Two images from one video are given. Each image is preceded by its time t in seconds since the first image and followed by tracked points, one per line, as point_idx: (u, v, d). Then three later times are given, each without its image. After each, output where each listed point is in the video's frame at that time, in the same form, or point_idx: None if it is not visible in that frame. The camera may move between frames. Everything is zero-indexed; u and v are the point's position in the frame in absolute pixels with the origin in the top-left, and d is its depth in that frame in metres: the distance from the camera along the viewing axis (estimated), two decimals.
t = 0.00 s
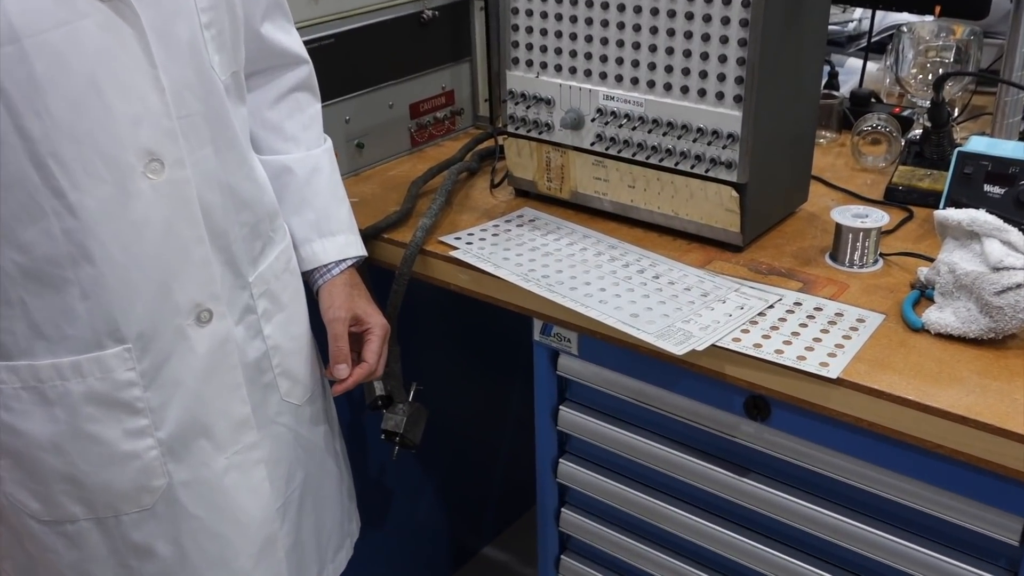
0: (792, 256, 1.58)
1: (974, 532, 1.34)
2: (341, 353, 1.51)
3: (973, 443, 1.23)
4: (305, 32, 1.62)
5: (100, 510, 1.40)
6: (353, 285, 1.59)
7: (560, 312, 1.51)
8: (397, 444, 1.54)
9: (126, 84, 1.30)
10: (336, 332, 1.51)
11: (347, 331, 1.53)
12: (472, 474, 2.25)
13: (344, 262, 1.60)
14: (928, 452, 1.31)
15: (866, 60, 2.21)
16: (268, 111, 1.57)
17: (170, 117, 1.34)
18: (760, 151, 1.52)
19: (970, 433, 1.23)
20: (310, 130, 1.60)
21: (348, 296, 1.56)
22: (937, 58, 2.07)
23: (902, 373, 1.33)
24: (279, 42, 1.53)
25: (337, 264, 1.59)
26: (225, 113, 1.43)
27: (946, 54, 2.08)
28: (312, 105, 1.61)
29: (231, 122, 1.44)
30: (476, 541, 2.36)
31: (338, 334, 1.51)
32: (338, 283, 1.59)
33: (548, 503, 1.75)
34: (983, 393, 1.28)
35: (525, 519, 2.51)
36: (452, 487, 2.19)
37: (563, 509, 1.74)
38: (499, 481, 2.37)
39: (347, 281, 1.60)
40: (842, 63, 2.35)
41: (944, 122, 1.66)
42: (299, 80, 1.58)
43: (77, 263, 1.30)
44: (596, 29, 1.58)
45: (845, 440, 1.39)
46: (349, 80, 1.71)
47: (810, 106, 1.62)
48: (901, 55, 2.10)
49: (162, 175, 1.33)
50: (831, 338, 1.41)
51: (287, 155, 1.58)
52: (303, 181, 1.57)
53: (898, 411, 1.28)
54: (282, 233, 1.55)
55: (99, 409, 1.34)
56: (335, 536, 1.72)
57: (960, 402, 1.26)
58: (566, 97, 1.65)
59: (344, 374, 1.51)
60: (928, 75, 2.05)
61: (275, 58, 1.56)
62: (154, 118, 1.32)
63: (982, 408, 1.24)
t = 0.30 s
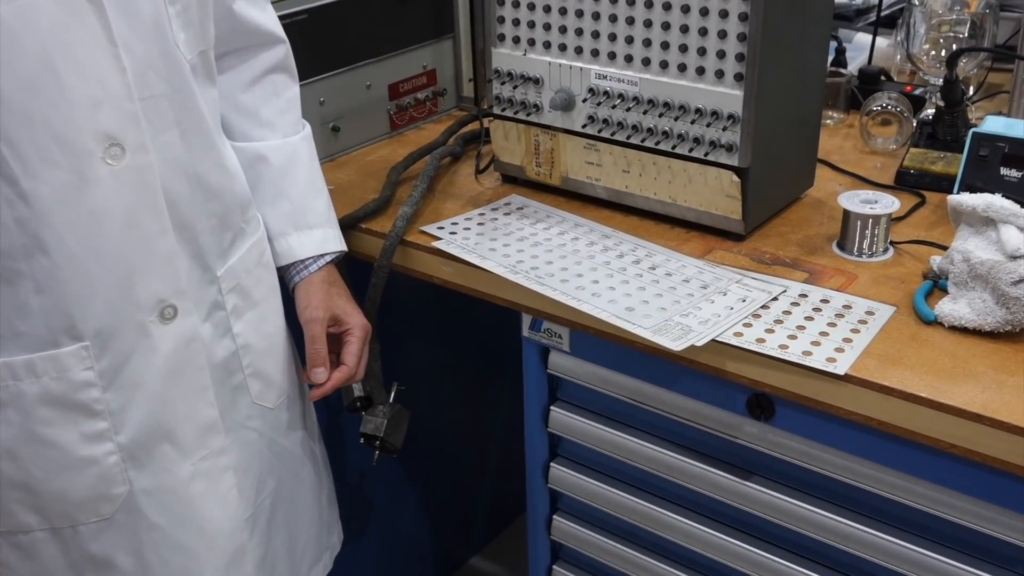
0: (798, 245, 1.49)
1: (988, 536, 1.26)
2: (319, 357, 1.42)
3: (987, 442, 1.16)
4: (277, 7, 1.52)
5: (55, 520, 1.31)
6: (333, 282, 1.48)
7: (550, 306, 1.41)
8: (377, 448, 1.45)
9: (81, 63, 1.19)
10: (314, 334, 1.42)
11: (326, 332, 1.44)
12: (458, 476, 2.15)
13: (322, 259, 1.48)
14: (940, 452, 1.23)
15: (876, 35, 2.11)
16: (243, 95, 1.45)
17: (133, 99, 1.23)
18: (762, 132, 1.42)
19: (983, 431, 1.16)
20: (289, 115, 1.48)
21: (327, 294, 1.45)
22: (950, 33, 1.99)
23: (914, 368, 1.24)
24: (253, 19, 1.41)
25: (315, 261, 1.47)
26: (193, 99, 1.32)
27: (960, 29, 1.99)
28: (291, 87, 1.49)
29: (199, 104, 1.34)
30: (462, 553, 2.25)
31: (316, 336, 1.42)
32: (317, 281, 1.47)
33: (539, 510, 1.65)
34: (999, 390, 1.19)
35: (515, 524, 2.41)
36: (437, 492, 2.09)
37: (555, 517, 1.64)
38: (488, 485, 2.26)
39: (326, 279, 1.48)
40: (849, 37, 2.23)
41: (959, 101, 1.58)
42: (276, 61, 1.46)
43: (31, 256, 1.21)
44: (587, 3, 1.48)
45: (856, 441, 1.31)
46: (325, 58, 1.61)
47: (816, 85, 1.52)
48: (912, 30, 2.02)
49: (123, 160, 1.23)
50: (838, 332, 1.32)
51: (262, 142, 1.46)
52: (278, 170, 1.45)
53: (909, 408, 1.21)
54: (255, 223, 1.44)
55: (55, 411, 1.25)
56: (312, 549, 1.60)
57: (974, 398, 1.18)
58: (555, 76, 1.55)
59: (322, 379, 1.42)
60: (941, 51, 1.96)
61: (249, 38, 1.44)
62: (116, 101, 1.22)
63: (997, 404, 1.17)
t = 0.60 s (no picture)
0: (798, 241, 1.40)
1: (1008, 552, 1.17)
2: (289, 366, 1.33)
3: (1000, 448, 1.09)
4: None
5: (4, 540, 1.22)
6: (306, 284, 1.37)
7: (534, 307, 1.33)
8: (350, 461, 1.35)
9: (28, 45, 1.10)
10: (284, 342, 1.33)
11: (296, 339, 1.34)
12: (441, 485, 2.06)
13: (292, 262, 1.36)
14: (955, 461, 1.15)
15: (879, 18, 2.02)
16: (207, 85, 1.33)
17: (85, 87, 1.14)
18: (759, 121, 1.34)
19: (995, 437, 1.08)
20: (257, 106, 1.36)
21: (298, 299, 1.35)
22: (957, 14, 1.91)
23: (921, 370, 1.16)
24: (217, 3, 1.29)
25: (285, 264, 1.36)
26: (152, 89, 1.23)
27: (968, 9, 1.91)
28: (259, 77, 1.37)
29: (159, 95, 1.24)
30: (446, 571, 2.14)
31: (286, 344, 1.32)
32: (289, 286, 1.35)
33: (525, 525, 1.56)
34: (1012, 393, 1.11)
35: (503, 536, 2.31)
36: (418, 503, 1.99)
37: (541, 534, 1.55)
38: (473, 496, 2.16)
39: (298, 282, 1.37)
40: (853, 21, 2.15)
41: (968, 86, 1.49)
42: (243, 48, 1.34)
43: None
44: None
45: (863, 450, 1.22)
46: (292, 44, 1.51)
47: (816, 70, 1.43)
48: (917, 11, 1.92)
49: (76, 153, 1.13)
50: (841, 333, 1.24)
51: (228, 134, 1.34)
52: (245, 167, 1.34)
53: (917, 415, 1.13)
54: (219, 221, 1.32)
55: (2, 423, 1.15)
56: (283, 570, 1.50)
57: (986, 403, 1.10)
58: (538, 62, 1.45)
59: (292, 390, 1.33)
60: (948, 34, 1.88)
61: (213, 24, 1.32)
62: (66, 89, 1.12)
63: (1011, 409, 1.09)
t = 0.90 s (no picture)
0: (795, 239, 1.32)
1: None
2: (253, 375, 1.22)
3: (1004, 455, 1.02)
4: None
5: None
6: (272, 287, 1.27)
7: (515, 312, 1.25)
8: (320, 478, 1.27)
9: None
10: (247, 349, 1.22)
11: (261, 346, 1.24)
12: (421, 496, 1.97)
13: (255, 262, 1.26)
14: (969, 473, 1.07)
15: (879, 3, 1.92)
16: (163, 76, 1.23)
17: (35, 78, 1.06)
18: (753, 113, 1.26)
19: (1001, 445, 1.02)
20: (217, 99, 1.26)
21: (263, 303, 1.24)
22: None
23: (925, 376, 1.09)
24: None
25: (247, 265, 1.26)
26: (105, 80, 1.13)
27: None
28: (219, 67, 1.28)
29: (113, 87, 1.15)
30: None
31: (250, 352, 1.22)
32: (253, 287, 1.26)
33: (507, 544, 1.48)
34: (1022, 400, 1.04)
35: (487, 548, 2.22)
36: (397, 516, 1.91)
37: (525, 553, 1.46)
38: (456, 509, 2.07)
39: (262, 284, 1.27)
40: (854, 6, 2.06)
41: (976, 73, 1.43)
42: (201, 37, 1.25)
43: None
44: None
45: (867, 462, 1.15)
46: (255, 33, 1.43)
47: (813, 58, 1.35)
48: None
49: (25, 150, 1.05)
50: (840, 338, 1.16)
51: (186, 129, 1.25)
52: (205, 164, 1.24)
53: (922, 423, 1.06)
54: (177, 222, 1.23)
55: None
56: None
57: (993, 410, 1.03)
58: (517, 51, 1.37)
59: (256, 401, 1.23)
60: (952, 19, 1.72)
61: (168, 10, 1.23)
62: (13, 80, 1.04)
63: (1020, 417, 1.02)
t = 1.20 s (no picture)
0: (798, 238, 1.24)
1: None
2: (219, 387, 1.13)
3: None
4: None
5: None
6: (240, 292, 1.18)
7: (500, 315, 1.17)
8: (292, 495, 1.19)
9: None
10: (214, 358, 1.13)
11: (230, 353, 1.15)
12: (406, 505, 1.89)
13: (221, 263, 1.17)
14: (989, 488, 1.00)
15: None
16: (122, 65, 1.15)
17: None
18: (752, 103, 1.18)
19: (1020, 458, 0.95)
20: (181, 89, 1.18)
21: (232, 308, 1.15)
22: None
23: (936, 383, 1.02)
24: None
25: (214, 266, 1.17)
26: (62, 71, 1.05)
27: None
28: (184, 56, 1.19)
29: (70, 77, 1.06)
30: None
31: (218, 360, 1.13)
32: (222, 290, 1.17)
33: (492, 563, 1.39)
34: None
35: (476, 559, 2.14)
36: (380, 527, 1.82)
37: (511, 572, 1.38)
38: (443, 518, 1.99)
39: (230, 287, 1.18)
40: None
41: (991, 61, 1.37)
42: (164, 23, 1.17)
43: None
44: None
45: (877, 475, 1.07)
46: (220, 19, 1.35)
47: (816, 45, 1.28)
48: None
49: None
50: (847, 342, 1.08)
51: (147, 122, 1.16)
52: (168, 159, 1.16)
53: (933, 433, 0.98)
54: (138, 221, 1.14)
55: None
56: None
57: (1008, 419, 0.96)
58: (503, 38, 1.29)
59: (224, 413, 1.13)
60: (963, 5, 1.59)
61: None
62: None
63: None
